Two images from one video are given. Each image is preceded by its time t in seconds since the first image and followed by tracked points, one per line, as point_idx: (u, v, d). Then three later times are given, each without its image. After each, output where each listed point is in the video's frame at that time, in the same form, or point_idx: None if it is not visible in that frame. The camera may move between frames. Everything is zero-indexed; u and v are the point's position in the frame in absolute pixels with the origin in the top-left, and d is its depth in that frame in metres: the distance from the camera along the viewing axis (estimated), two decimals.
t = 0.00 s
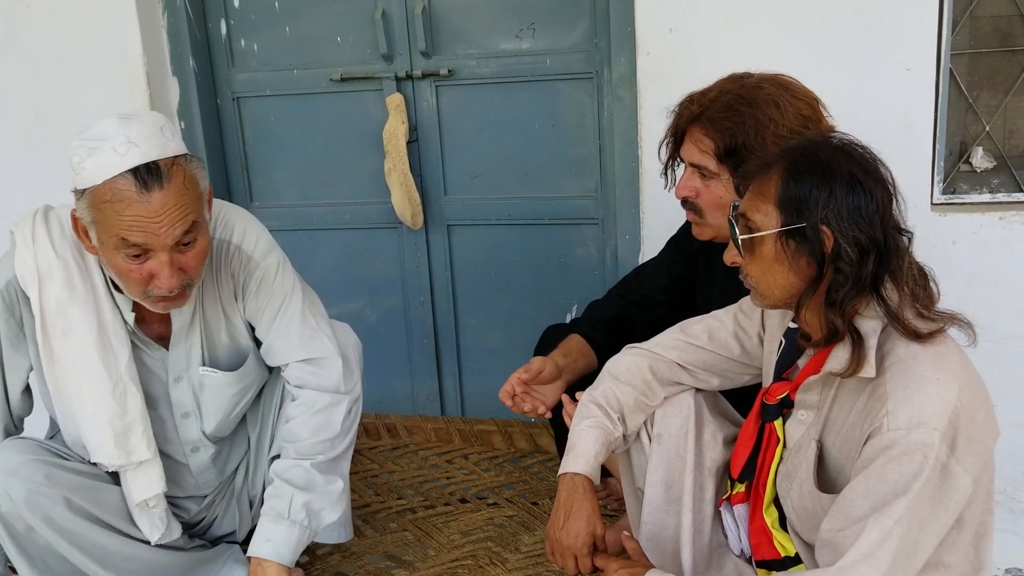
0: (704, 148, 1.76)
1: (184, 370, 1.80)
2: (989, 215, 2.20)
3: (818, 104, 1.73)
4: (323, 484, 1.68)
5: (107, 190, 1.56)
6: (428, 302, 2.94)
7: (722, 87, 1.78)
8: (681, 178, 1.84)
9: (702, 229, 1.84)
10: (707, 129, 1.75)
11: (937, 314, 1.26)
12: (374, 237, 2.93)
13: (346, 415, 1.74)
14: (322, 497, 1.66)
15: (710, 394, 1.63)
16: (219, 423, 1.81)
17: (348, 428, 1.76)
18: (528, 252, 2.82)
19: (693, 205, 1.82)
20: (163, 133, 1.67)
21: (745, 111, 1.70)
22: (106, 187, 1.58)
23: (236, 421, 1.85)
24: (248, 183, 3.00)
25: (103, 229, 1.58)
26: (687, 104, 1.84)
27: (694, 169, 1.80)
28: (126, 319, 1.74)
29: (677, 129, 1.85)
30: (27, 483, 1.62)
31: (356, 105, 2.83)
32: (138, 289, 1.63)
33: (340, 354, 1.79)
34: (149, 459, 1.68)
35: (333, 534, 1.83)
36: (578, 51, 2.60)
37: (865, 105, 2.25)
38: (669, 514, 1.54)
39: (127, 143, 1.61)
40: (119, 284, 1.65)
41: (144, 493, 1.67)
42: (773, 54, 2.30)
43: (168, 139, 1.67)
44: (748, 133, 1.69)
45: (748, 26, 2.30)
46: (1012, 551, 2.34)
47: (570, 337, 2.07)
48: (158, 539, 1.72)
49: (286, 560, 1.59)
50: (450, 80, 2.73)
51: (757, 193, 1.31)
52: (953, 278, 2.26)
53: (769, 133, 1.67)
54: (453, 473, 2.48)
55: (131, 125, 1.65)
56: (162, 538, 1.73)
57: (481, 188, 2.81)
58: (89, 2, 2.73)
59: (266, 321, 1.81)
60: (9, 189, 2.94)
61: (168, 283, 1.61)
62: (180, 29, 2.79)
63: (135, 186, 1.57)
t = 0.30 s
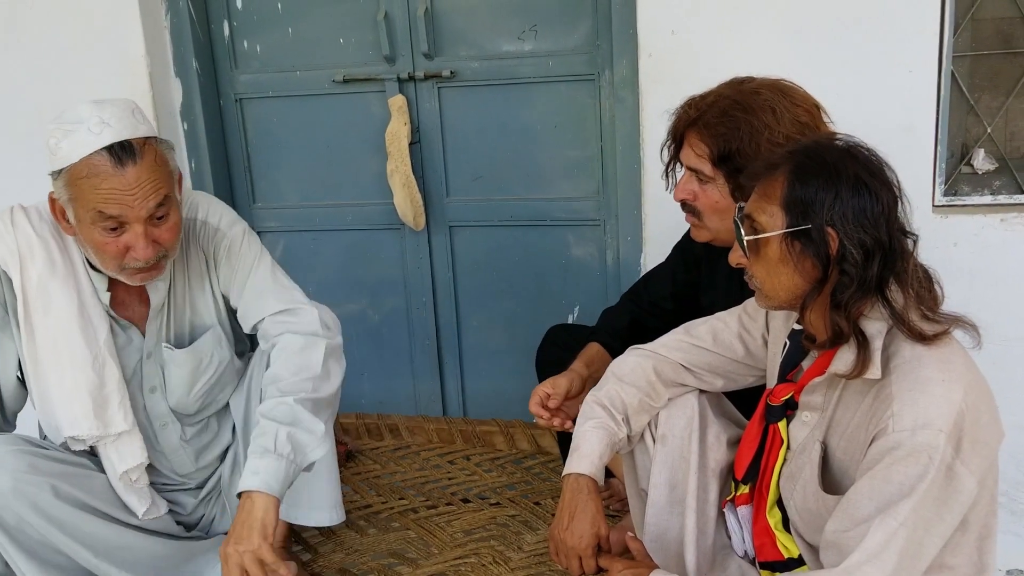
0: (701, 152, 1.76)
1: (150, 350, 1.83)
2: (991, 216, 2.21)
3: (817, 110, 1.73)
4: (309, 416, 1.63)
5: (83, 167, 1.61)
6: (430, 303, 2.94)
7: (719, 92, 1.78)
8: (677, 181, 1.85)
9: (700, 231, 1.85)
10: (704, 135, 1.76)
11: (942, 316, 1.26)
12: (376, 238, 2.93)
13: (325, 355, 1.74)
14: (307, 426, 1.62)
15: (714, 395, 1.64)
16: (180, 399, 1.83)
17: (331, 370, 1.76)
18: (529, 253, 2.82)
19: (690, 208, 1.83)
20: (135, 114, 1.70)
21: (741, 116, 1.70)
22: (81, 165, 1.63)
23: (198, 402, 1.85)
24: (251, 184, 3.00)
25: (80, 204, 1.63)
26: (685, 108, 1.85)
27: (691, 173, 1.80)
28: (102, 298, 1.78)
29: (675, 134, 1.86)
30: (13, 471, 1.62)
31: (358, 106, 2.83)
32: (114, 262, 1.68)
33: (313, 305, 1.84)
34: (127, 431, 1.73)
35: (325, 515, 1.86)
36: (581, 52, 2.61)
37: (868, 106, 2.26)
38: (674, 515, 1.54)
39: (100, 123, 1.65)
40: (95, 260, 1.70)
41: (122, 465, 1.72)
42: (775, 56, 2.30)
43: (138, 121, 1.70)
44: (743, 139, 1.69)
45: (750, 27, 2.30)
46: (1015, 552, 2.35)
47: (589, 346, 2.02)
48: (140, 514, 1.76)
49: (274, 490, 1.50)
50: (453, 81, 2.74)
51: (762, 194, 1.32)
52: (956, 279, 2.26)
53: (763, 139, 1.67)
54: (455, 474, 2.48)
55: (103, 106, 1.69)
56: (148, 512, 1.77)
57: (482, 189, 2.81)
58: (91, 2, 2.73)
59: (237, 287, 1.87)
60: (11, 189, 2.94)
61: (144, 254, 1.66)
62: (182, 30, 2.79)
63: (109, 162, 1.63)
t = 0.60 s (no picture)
0: (704, 156, 1.77)
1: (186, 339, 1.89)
2: (996, 218, 2.22)
3: (821, 115, 1.73)
4: (336, 318, 1.83)
5: (114, 153, 1.68)
6: (435, 305, 2.95)
7: (719, 99, 1.78)
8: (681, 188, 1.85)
9: (704, 233, 1.85)
10: (706, 142, 1.76)
11: (949, 317, 1.26)
12: (381, 239, 2.94)
13: (383, 284, 1.97)
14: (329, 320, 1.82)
15: (721, 397, 1.64)
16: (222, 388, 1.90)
17: (376, 307, 1.93)
18: (533, 255, 2.83)
19: (696, 213, 1.83)
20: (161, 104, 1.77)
21: (743, 121, 1.70)
22: (113, 152, 1.71)
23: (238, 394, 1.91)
24: (255, 186, 3.01)
25: (111, 191, 1.70)
26: (687, 114, 1.85)
27: (695, 175, 1.80)
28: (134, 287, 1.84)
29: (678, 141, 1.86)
30: (5, 487, 1.65)
31: (363, 108, 2.84)
32: (143, 249, 1.73)
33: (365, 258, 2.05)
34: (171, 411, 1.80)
35: (336, 528, 1.91)
36: (585, 55, 2.61)
37: (872, 108, 2.26)
38: (680, 517, 1.54)
39: (129, 112, 1.73)
40: (125, 248, 1.75)
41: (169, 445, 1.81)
42: (779, 58, 2.30)
43: (166, 112, 1.77)
44: (744, 144, 1.69)
45: (755, 29, 2.31)
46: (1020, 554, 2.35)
47: (602, 352, 2.03)
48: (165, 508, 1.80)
49: (281, 339, 1.74)
50: (457, 83, 2.74)
51: (769, 196, 1.32)
52: (960, 282, 2.27)
53: (765, 144, 1.67)
54: (459, 476, 2.48)
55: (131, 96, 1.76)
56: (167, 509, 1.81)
57: (486, 191, 2.82)
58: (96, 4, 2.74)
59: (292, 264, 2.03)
60: (17, 192, 2.95)
61: (172, 239, 1.72)
62: (187, 32, 2.80)
63: (139, 149, 1.70)
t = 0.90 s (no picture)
0: (712, 157, 1.77)
1: (210, 337, 1.91)
2: (1001, 220, 2.22)
3: (830, 116, 1.73)
4: (369, 304, 1.94)
5: (153, 142, 1.74)
6: (440, 306, 2.95)
7: (728, 100, 1.78)
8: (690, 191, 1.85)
9: (712, 234, 1.85)
10: (715, 143, 1.76)
11: (958, 321, 1.26)
12: (385, 241, 2.94)
13: (406, 284, 2.10)
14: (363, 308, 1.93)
15: (728, 400, 1.64)
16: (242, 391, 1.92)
17: (403, 305, 2.05)
18: (538, 257, 2.83)
19: (707, 216, 1.83)
20: (193, 99, 1.84)
21: (752, 121, 1.71)
22: (150, 142, 1.76)
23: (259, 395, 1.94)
24: (260, 188, 3.01)
25: (149, 180, 1.75)
26: (696, 114, 1.85)
27: (703, 176, 1.80)
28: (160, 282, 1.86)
29: (688, 141, 1.86)
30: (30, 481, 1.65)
31: (367, 110, 2.84)
32: (180, 239, 1.78)
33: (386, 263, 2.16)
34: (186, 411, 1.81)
35: (348, 529, 1.91)
36: (590, 56, 2.61)
37: (877, 111, 2.26)
38: (688, 519, 1.54)
39: (166, 104, 1.79)
40: (159, 238, 1.79)
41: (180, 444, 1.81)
42: (784, 60, 2.31)
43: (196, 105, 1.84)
44: (754, 145, 1.69)
45: (759, 31, 2.31)
46: None
47: (613, 358, 2.06)
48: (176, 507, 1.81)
49: (322, 317, 1.85)
50: (462, 85, 2.74)
51: (777, 199, 1.32)
52: (965, 283, 2.27)
53: (775, 144, 1.67)
54: (465, 477, 2.49)
55: (163, 91, 1.83)
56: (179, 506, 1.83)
57: (491, 192, 2.82)
58: (102, 7, 2.74)
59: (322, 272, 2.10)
60: (21, 194, 2.95)
61: (210, 227, 1.77)
62: (193, 35, 2.80)
63: (177, 138, 1.76)
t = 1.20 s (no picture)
0: (720, 157, 1.77)
1: (220, 337, 1.93)
2: (1006, 221, 2.22)
3: (838, 117, 1.73)
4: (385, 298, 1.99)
5: (163, 142, 1.75)
6: (443, 306, 2.95)
7: (737, 101, 1.78)
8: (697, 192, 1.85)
9: (718, 235, 1.84)
10: (724, 144, 1.76)
11: (966, 322, 1.26)
12: (389, 241, 2.94)
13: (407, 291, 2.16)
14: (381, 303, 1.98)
15: (734, 401, 1.64)
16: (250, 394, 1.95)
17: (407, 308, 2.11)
18: (541, 257, 2.83)
19: (714, 217, 1.82)
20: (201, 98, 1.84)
21: (761, 122, 1.71)
22: (159, 142, 1.77)
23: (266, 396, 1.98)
24: (264, 188, 3.01)
25: (157, 180, 1.75)
26: (704, 115, 1.85)
27: (711, 177, 1.80)
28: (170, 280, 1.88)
29: (696, 142, 1.86)
30: (37, 479, 1.65)
31: (371, 110, 2.84)
32: (186, 239, 1.79)
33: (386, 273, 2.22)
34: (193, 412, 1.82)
35: (353, 529, 1.92)
36: (594, 57, 2.61)
37: (882, 111, 2.26)
38: (694, 520, 1.54)
39: (177, 104, 1.79)
40: (165, 238, 1.80)
41: (190, 444, 1.81)
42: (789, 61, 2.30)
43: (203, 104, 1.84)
44: (763, 146, 1.69)
45: (764, 32, 2.30)
46: None
47: (620, 362, 2.07)
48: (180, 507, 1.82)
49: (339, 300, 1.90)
50: (465, 85, 2.74)
51: (785, 200, 1.32)
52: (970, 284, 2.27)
53: (783, 145, 1.67)
54: (469, 477, 2.49)
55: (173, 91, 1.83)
56: (184, 506, 1.83)
57: (495, 193, 2.82)
58: (106, 7, 2.74)
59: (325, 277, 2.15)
60: (25, 193, 2.95)
61: (217, 228, 1.78)
62: (197, 34, 2.81)
63: (187, 139, 1.77)
